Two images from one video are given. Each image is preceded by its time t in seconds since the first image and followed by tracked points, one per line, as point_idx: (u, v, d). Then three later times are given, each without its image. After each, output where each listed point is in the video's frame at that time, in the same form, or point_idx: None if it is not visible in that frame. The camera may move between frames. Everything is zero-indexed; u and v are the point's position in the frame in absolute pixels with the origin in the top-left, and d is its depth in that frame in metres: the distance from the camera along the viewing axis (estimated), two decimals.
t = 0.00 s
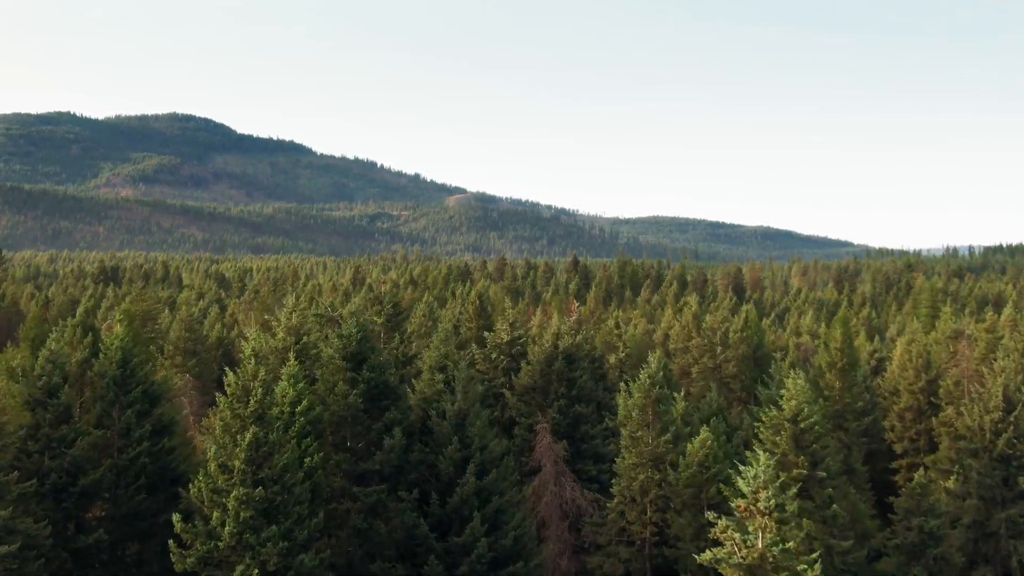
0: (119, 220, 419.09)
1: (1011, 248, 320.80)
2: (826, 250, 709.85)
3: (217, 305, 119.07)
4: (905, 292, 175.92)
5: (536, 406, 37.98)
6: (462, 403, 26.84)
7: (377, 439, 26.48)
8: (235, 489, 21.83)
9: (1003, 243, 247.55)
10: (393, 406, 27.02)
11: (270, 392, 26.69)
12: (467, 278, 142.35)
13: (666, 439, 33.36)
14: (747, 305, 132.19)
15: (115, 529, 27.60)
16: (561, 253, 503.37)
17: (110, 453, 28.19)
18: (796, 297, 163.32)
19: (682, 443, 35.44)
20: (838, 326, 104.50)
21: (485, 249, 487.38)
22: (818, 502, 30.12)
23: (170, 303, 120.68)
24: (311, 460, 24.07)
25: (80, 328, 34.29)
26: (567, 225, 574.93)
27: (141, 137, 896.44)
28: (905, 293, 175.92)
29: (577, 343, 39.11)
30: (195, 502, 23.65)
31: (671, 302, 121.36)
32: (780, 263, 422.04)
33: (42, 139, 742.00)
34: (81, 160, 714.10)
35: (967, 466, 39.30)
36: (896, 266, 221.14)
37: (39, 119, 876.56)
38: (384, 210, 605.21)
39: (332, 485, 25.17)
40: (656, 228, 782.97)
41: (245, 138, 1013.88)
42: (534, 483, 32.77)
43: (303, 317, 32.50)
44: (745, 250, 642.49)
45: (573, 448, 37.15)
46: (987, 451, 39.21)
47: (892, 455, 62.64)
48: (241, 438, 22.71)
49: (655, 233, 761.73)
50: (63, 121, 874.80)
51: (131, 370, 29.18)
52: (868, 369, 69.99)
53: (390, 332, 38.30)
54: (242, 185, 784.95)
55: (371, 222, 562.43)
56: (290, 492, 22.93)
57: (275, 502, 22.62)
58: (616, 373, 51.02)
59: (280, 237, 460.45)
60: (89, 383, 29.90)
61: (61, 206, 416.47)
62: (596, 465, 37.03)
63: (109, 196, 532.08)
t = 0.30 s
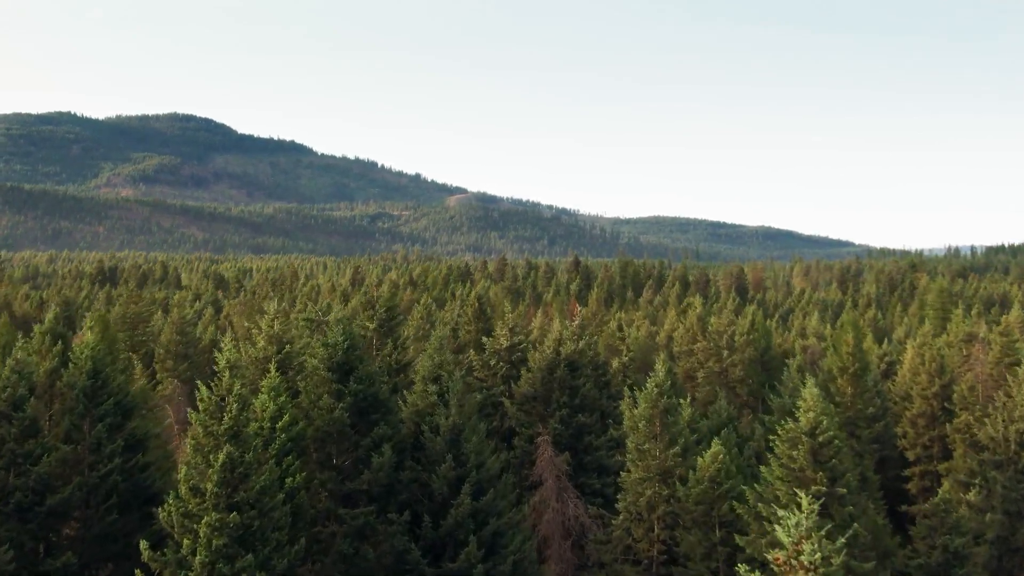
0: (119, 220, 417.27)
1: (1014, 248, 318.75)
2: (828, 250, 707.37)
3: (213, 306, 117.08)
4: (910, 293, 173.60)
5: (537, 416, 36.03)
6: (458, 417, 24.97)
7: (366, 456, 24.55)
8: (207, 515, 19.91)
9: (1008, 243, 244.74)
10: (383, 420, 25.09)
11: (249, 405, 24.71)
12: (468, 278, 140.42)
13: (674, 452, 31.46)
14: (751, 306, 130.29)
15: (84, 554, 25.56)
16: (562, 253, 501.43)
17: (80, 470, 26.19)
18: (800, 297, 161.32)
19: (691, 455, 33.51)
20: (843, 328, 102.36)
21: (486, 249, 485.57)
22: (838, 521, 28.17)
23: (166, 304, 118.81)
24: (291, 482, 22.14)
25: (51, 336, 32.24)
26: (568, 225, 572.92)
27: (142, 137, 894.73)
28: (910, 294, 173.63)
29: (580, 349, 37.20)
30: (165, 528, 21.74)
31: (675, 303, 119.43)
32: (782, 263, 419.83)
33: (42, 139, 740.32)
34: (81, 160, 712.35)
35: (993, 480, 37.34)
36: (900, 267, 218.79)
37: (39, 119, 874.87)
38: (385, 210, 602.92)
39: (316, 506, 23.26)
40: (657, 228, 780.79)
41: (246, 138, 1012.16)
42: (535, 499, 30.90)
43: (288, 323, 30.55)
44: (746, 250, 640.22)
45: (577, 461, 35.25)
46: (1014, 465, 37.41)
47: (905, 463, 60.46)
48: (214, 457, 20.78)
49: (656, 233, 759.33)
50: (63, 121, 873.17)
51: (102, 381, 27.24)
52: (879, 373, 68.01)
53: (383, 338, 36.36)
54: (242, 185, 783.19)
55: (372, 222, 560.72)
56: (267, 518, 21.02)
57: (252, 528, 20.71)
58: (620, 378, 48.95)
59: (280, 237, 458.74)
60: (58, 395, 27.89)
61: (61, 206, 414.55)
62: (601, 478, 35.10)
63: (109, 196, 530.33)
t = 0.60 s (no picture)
0: (119, 220, 415.40)
1: (1016, 248, 317.26)
2: (829, 250, 705.41)
3: (209, 307, 115.02)
4: (914, 292, 171.50)
5: (538, 425, 34.10)
6: (452, 432, 22.99)
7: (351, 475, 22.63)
8: (174, 546, 18.04)
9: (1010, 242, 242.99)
10: (371, 435, 23.14)
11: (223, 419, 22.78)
12: (468, 278, 138.56)
13: (683, 464, 29.58)
14: (754, 306, 128.50)
15: None
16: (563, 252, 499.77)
17: (44, 489, 24.19)
18: (803, 297, 159.53)
19: (701, 468, 31.60)
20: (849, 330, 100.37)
21: (486, 248, 483.86)
22: (861, 542, 26.18)
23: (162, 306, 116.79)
24: (268, 506, 20.21)
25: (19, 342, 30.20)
26: (569, 225, 571.18)
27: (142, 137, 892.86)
28: (914, 295, 171.64)
29: (583, 355, 35.30)
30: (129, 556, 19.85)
31: (677, 303, 117.57)
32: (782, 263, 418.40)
33: (42, 138, 738.32)
34: (81, 159, 710.47)
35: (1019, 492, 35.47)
36: (903, 266, 216.70)
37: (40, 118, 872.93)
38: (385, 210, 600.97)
39: (297, 531, 21.37)
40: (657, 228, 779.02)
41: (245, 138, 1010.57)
42: (536, 516, 29.14)
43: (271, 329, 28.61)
44: (747, 250, 638.51)
45: (579, 473, 33.35)
46: None
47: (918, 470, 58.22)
48: (181, 480, 18.83)
49: (656, 232, 757.39)
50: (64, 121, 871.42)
51: (68, 393, 25.31)
52: (889, 376, 66.14)
53: (376, 342, 34.17)
54: (242, 185, 781.43)
55: (372, 222, 559.05)
56: (240, 547, 19.13)
57: (224, 558, 18.82)
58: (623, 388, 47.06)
59: (280, 237, 456.99)
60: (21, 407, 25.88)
61: (62, 207, 412.62)
62: (605, 491, 33.21)
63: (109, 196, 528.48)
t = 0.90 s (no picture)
0: (119, 220, 413.52)
1: (1018, 249, 315.34)
2: (830, 250, 703.01)
3: (206, 308, 113.05)
4: (919, 293, 169.40)
5: (539, 437, 32.22)
6: (444, 451, 21.22)
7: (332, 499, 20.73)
8: None
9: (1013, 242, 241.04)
10: (356, 454, 21.34)
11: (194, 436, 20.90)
12: (467, 278, 136.97)
13: (693, 480, 27.73)
14: (757, 307, 126.64)
15: None
16: (563, 252, 497.73)
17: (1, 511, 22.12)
18: (806, 297, 157.66)
19: (713, 484, 29.71)
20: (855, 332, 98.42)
21: (487, 248, 482.22)
22: (885, 568, 24.26)
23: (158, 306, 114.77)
24: (237, 536, 18.27)
25: None
26: (570, 225, 569.18)
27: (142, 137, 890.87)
28: (919, 295, 169.56)
29: (586, 361, 33.40)
30: None
31: (679, 304, 115.77)
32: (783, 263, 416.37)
33: (42, 138, 736.44)
34: (82, 159, 708.51)
35: None
36: (905, 266, 214.79)
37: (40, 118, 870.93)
38: (386, 210, 598.70)
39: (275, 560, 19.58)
40: (658, 227, 776.88)
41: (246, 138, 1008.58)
42: (537, 537, 27.36)
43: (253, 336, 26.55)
44: (748, 250, 636.43)
45: (583, 488, 31.48)
46: None
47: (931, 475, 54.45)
48: (141, 509, 16.92)
49: (657, 232, 755.37)
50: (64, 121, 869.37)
51: (31, 408, 23.30)
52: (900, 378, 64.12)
53: (368, 349, 32.35)
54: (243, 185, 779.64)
55: (373, 222, 557.10)
56: None
57: None
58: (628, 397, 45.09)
59: (280, 237, 454.98)
60: None
61: (62, 207, 410.54)
62: (610, 505, 31.41)
63: (109, 196, 526.43)
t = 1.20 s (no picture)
0: (119, 220, 411.17)
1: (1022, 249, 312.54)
2: (832, 250, 700.13)
3: (202, 310, 110.72)
4: (925, 294, 166.86)
5: (539, 452, 30.09)
6: (433, 479, 20.77)
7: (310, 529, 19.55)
8: None
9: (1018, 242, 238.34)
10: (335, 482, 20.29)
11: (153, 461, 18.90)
12: (467, 279, 134.52)
13: (706, 502, 25.57)
14: (762, 309, 124.27)
15: None
16: (564, 252, 495.16)
17: None
18: (811, 298, 155.17)
19: (728, 506, 27.50)
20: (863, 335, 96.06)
21: (487, 248, 479.70)
22: None
23: (153, 307, 112.46)
24: None
25: None
26: (571, 225, 566.63)
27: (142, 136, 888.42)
28: (925, 296, 166.90)
29: (589, 371, 31.26)
30: None
31: (682, 306, 113.36)
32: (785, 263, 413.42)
33: (42, 138, 734.00)
34: (82, 159, 706.12)
35: None
36: (910, 266, 212.23)
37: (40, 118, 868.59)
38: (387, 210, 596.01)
39: None
40: (659, 227, 774.22)
41: (246, 138, 1006.24)
42: (538, 564, 25.43)
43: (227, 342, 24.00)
44: (750, 249, 633.51)
45: (587, 508, 29.36)
46: None
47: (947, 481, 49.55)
48: (83, 553, 14.82)
49: (658, 232, 752.83)
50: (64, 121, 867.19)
51: None
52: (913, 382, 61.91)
53: (355, 359, 30.07)
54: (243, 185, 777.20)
55: (374, 221, 554.61)
56: None
57: None
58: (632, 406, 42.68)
59: (280, 237, 452.46)
60: None
61: (62, 207, 407.97)
62: (617, 525, 29.25)
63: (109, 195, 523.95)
